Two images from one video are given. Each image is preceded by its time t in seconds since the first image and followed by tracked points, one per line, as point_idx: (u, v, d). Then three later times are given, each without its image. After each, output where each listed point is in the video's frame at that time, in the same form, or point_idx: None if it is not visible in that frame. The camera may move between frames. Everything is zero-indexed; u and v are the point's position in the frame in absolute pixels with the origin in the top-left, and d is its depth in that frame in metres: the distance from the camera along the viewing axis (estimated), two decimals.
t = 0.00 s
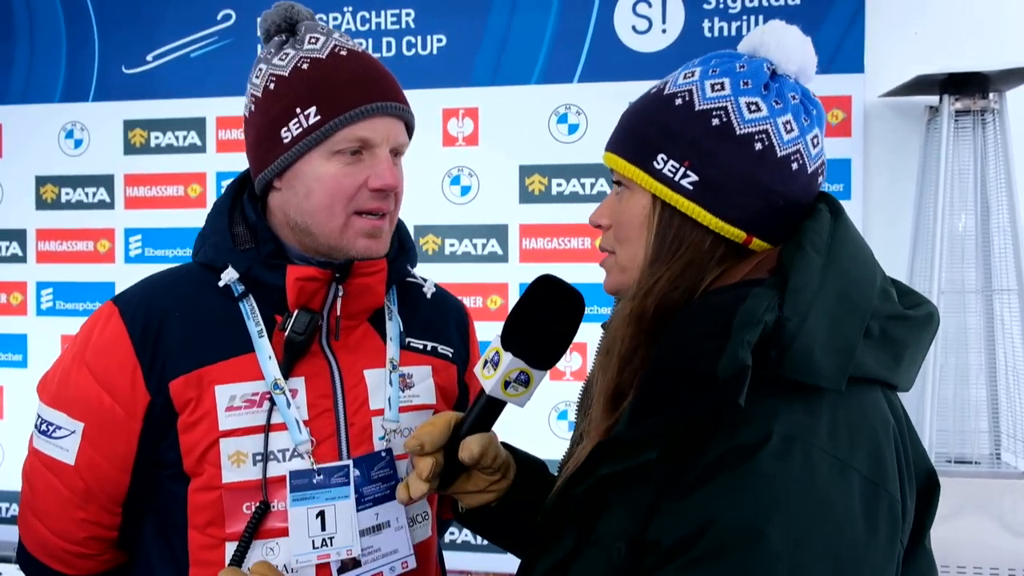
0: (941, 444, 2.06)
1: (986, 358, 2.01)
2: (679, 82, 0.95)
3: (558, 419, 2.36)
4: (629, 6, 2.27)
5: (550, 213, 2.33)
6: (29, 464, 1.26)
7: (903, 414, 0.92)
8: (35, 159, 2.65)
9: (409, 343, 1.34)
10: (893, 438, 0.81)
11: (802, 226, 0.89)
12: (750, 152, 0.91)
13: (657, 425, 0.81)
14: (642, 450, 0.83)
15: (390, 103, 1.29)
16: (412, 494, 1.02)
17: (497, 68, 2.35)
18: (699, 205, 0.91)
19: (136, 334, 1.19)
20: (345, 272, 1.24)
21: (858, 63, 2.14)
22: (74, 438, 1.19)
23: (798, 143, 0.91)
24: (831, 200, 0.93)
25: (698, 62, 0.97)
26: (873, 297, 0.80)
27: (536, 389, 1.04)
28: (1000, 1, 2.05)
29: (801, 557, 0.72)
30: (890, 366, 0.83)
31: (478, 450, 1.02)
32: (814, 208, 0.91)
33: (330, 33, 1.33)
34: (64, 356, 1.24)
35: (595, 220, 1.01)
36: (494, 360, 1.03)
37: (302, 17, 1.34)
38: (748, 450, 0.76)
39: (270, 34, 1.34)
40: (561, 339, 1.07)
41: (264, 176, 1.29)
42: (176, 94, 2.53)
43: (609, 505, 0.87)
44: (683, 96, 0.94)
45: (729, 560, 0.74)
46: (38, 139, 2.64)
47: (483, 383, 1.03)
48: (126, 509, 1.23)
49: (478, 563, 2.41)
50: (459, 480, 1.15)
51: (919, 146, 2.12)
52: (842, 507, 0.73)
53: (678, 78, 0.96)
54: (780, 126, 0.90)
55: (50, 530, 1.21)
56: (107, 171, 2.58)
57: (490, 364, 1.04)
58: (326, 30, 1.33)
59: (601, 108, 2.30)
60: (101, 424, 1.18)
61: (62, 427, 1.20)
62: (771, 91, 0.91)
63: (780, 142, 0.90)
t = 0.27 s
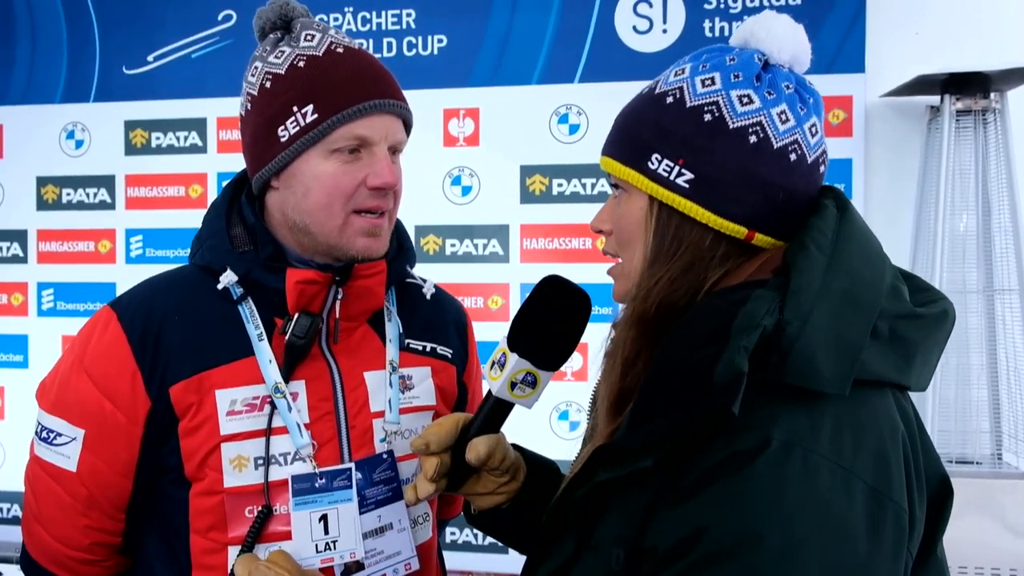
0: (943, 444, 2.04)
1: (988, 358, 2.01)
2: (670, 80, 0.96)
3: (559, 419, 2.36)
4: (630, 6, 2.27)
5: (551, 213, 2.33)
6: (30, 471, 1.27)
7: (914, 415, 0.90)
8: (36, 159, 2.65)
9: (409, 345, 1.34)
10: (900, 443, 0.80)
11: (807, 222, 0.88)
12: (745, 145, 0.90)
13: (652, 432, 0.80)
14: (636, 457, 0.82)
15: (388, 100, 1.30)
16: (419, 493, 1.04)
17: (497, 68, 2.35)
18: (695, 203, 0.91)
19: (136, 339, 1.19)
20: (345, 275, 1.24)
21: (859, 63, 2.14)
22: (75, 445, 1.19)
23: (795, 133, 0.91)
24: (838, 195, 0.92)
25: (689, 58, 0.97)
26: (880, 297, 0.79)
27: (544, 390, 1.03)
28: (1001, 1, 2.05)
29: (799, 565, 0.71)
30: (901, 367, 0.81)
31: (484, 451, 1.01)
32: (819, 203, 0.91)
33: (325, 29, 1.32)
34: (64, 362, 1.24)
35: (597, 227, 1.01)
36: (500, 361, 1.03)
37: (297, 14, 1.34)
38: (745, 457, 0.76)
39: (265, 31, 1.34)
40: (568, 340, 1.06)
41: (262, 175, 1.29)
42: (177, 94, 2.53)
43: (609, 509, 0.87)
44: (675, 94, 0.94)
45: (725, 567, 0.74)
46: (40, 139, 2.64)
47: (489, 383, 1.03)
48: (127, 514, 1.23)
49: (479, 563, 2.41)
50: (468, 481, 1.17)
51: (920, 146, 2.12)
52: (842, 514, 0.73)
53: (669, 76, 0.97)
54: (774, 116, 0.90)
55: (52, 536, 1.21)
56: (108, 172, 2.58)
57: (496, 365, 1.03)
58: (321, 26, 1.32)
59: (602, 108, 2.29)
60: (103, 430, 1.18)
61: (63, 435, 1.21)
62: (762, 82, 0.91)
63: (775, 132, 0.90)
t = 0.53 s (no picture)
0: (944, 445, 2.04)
1: (988, 360, 2.01)
2: (683, 77, 0.96)
3: (559, 419, 2.37)
4: (632, 6, 2.27)
5: (552, 213, 2.33)
6: (33, 471, 1.27)
7: (924, 417, 0.90)
8: (38, 158, 2.65)
9: (411, 347, 1.35)
10: (906, 450, 0.80)
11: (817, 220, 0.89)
12: (757, 146, 0.90)
13: (655, 436, 0.81)
14: (639, 461, 0.83)
15: (394, 99, 1.30)
16: (427, 497, 1.02)
17: (499, 68, 2.35)
18: (705, 203, 0.91)
19: (140, 339, 1.19)
20: (349, 276, 1.23)
21: (861, 64, 2.14)
22: (78, 445, 1.20)
23: (808, 135, 0.91)
24: (849, 193, 0.92)
25: (702, 56, 0.97)
26: (887, 298, 0.79)
27: (550, 393, 1.03)
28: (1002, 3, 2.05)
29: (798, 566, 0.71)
30: (907, 367, 0.82)
31: (490, 454, 1.01)
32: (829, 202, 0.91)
33: (332, 29, 1.33)
34: (67, 363, 1.25)
35: (604, 222, 1.02)
36: (508, 363, 1.02)
37: (305, 14, 1.35)
38: (747, 458, 0.76)
39: (272, 31, 1.34)
40: (568, 344, 1.06)
41: (267, 175, 1.30)
42: (179, 94, 2.54)
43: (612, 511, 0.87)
44: (687, 92, 0.94)
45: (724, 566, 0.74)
46: (42, 139, 2.65)
47: (496, 387, 1.02)
48: (130, 515, 1.24)
49: (480, 563, 2.42)
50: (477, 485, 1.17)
51: (921, 147, 2.12)
52: (844, 516, 0.73)
53: (681, 73, 0.97)
54: (787, 118, 0.90)
55: (55, 538, 1.22)
56: (110, 171, 2.59)
57: (503, 367, 1.03)
58: (328, 27, 1.33)
59: (604, 109, 2.30)
60: (107, 430, 1.18)
61: (66, 435, 1.21)
62: (777, 83, 0.91)
63: (788, 133, 0.90)
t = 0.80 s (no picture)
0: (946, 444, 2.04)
1: (990, 359, 2.01)
2: (674, 83, 0.96)
3: (562, 419, 2.36)
4: (632, 7, 2.27)
5: (553, 214, 2.33)
6: (36, 470, 1.27)
7: (935, 412, 0.89)
8: (38, 161, 2.65)
9: (418, 347, 1.36)
10: (911, 445, 0.80)
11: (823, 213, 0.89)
12: (753, 144, 0.90)
13: (652, 428, 0.80)
14: (640, 455, 0.82)
15: (396, 100, 1.31)
16: (435, 499, 1.03)
17: (500, 69, 2.35)
18: (702, 204, 0.91)
19: (144, 339, 1.19)
20: (354, 275, 1.24)
21: (861, 63, 2.14)
22: (82, 445, 1.20)
23: (804, 130, 0.91)
24: (855, 181, 0.92)
25: (692, 59, 0.97)
26: (891, 292, 0.79)
27: (561, 395, 1.03)
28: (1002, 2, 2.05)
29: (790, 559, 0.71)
30: (912, 360, 0.82)
31: (501, 456, 1.02)
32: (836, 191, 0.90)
33: (336, 31, 1.34)
34: (72, 362, 1.25)
35: (604, 232, 1.01)
36: (519, 366, 1.02)
37: (309, 17, 1.35)
38: (743, 452, 0.76)
39: (277, 35, 1.35)
40: (584, 346, 1.06)
41: (272, 176, 1.30)
42: (179, 96, 2.54)
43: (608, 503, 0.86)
44: (679, 96, 0.95)
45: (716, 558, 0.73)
46: (42, 141, 2.65)
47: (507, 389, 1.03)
48: (134, 516, 1.24)
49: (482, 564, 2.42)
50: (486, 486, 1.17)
51: (922, 146, 2.12)
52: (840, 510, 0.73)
53: (672, 79, 0.97)
54: (781, 114, 0.90)
55: (60, 538, 1.22)
56: (111, 174, 2.59)
57: (515, 370, 1.03)
58: (331, 29, 1.34)
59: (604, 109, 2.30)
60: (111, 430, 1.18)
61: (70, 435, 1.21)
62: (767, 80, 0.91)
63: (783, 130, 0.90)
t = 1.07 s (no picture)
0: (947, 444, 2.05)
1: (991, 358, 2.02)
2: (657, 92, 0.97)
3: (563, 419, 2.36)
4: (633, 6, 2.27)
5: (554, 214, 2.33)
6: (41, 469, 1.27)
7: (955, 424, 0.89)
8: (39, 161, 2.65)
9: (423, 347, 1.37)
10: (931, 460, 0.79)
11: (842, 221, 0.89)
12: (735, 149, 0.90)
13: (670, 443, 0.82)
14: (651, 468, 0.85)
15: (394, 95, 1.30)
16: (439, 517, 1.06)
17: (500, 69, 2.35)
18: (689, 214, 0.91)
19: (150, 339, 1.20)
20: (359, 275, 1.24)
21: (862, 63, 2.14)
22: (87, 444, 1.20)
23: (788, 131, 0.90)
24: (875, 186, 0.92)
25: (674, 66, 0.97)
26: (910, 305, 0.79)
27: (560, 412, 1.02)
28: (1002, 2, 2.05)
29: None
30: (930, 372, 0.82)
31: (501, 475, 1.02)
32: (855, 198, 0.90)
33: (339, 29, 1.34)
34: (76, 362, 1.25)
35: (599, 245, 1.01)
36: (514, 384, 1.02)
37: (319, 18, 1.37)
38: (759, 468, 0.77)
39: (287, 35, 1.37)
40: (586, 354, 1.07)
41: (272, 172, 1.32)
42: (180, 96, 2.54)
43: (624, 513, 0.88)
44: (661, 106, 0.95)
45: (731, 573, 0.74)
46: (43, 142, 2.65)
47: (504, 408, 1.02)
48: (138, 515, 1.24)
49: (483, 564, 2.42)
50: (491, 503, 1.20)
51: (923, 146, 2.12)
52: (859, 526, 0.73)
53: (655, 88, 0.97)
54: (762, 117, 0.89)
55: (64, 538, 1.22)
56: (112, 174, 2.59)
57: (510, 388, 1.03)
58: (335, 27, 1.35)
59: (605, 109, 2.30)
60: (116, 430, 1.19)
61: (74, 434, 1.22)
62: (748, 84, 0.90)
63: (765, 133, 0.89)
